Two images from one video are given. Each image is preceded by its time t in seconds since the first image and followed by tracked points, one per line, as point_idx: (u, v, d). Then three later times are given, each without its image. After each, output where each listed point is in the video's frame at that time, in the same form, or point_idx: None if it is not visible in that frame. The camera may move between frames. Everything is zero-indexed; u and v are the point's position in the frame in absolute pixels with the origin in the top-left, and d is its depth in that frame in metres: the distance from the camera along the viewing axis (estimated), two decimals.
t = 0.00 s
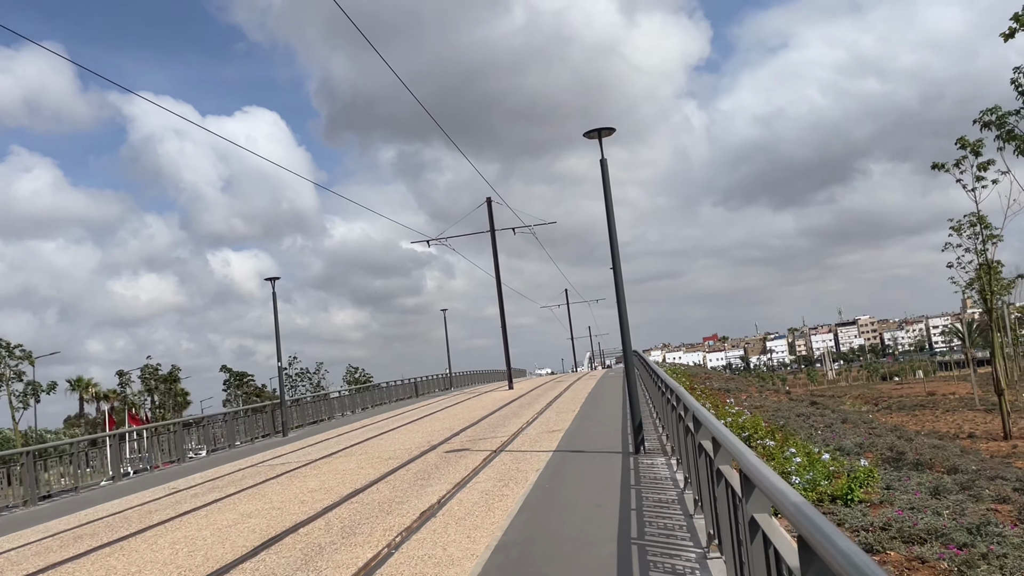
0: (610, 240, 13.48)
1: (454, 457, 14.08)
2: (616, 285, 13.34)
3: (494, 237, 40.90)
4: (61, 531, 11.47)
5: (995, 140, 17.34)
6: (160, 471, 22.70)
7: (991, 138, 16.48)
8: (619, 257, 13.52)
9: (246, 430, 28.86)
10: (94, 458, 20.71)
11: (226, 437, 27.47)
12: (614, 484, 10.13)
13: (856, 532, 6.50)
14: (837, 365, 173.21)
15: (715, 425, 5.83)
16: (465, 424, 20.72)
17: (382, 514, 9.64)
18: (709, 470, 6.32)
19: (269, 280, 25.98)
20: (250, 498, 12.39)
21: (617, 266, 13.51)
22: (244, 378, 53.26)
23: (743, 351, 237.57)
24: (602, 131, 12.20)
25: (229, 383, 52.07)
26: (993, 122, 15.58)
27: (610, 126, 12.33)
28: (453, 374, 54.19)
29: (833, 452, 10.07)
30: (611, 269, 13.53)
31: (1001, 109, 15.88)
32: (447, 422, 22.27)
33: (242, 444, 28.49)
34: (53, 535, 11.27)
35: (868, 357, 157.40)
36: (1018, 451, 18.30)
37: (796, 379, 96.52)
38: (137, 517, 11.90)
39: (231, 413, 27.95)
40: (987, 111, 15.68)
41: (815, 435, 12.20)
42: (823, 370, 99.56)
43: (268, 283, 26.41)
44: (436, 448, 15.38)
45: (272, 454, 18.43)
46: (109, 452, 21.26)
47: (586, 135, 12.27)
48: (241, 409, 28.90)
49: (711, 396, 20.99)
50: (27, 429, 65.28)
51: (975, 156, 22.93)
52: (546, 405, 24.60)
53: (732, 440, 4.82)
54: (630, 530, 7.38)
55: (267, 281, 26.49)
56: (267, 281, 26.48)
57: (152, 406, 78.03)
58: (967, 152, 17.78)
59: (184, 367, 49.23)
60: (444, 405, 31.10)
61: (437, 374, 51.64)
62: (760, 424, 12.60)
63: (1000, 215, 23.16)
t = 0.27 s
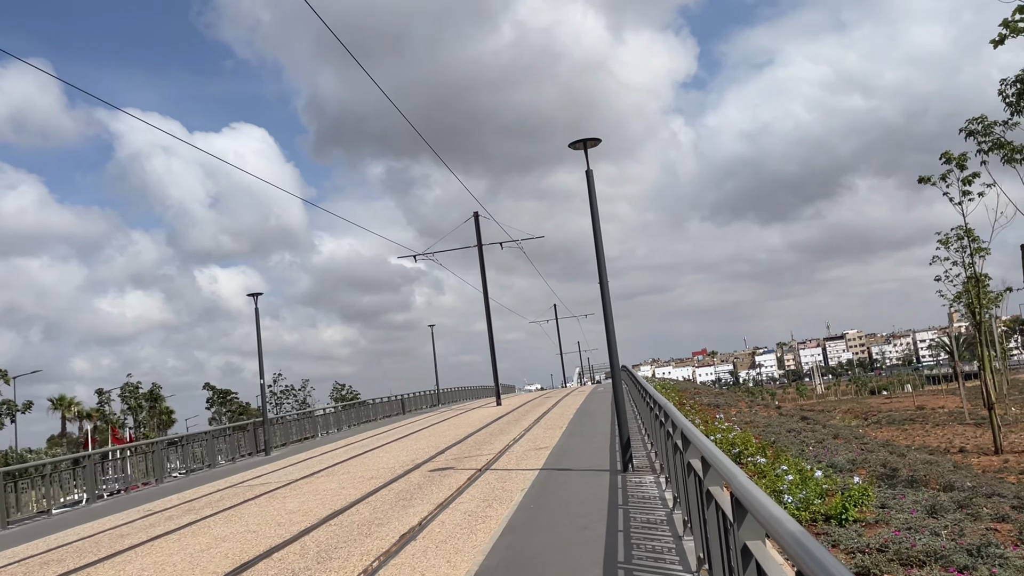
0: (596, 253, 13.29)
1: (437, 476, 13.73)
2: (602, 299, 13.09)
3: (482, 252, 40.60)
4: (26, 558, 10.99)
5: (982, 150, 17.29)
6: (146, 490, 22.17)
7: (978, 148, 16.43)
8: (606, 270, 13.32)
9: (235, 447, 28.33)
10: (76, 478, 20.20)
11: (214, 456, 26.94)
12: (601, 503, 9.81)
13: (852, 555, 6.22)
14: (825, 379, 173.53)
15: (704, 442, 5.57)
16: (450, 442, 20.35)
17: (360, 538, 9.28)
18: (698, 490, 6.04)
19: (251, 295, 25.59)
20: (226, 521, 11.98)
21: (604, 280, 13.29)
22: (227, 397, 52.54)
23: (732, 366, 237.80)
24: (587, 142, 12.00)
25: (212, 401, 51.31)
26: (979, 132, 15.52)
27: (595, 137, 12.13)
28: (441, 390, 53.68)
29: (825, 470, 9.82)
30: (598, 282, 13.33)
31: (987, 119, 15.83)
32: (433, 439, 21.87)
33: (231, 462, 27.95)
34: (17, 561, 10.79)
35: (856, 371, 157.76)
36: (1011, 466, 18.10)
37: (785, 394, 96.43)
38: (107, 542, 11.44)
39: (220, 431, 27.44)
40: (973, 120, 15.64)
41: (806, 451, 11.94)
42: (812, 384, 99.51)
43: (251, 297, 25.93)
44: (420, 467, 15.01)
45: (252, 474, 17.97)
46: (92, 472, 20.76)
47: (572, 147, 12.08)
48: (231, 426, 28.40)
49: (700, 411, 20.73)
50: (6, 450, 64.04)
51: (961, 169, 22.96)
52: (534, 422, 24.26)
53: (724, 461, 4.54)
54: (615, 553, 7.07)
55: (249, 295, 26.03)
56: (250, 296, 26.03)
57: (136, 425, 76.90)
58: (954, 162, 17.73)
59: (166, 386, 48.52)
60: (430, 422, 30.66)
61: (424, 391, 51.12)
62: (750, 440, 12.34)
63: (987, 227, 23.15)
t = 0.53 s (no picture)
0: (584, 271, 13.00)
1: (422, 501, 13.32)
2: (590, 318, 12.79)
3: (472, 270, 40.29)
4: None
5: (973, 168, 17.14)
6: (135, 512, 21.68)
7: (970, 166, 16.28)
8: (593, 288, 13.05)
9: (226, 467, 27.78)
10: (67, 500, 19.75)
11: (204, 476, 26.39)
12: (588, 531, 9.44)
13: None
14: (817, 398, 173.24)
15: (693, 473, 5.23)
16: (437, 464, 19.90)
17: (336, 569, 8.88)
18: (686, 522, 5.69)
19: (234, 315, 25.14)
20: (201, 549, 11.55)
21: (591, 298, 13.00)
22: (211, 417, 51.82)
23: (724, 385, 237.40)
24: (574, 158, 11.76)
25: (198, 421, 50.57)
26: (972, 150, 15.37)
27: (582, 153, 11.90)
28: (431, 410, 53.11)
29: (819, 497, 9.47)
30: (585, 300, 13.07)
31: (979, 137, 15.68)
32: (419, 462, 21.40)
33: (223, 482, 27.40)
34: None
35: (848, 390, 157.54)
36: (1008, 488, 17.79)
37: (778, 413, 96.01)
38: (74, 572, 10.96)
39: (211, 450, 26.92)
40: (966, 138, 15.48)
41: (800, 476, 11.60)
42: (804, 404, 99.16)
43: (236, 316, 25.47)
44: (403, 492, 14.59)
45: (232, 499, 17.47)
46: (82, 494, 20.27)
47: (559, 161, 11.81)
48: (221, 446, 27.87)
49: (692, 432, 20.37)
50: None
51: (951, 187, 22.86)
52: (523, 444, 23.84)
53: (714, 499, 4.22)
54: None
55: (234, 315, 25.57)
56: (235, 314, 25.58)
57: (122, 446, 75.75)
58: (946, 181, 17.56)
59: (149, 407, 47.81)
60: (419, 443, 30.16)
61: (414, 412, 50.54)
62: (743, 464, 11.99)
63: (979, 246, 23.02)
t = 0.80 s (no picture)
0: (581, 285, 12.75)
1: (416, 521, 13.00)
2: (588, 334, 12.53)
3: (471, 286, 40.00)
4: None
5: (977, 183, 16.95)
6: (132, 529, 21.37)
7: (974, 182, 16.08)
8: (591, 302, 12.84)
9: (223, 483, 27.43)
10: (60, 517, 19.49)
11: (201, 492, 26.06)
12: (586, 554, 9.11)
13: None
14: (817, 414, 172.55)
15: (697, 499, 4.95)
16: (434, 482, 19.58)
17: None
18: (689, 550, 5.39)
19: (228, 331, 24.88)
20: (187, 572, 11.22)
21: (589, 313, 12.79)
22: (208, 433, 51.39)
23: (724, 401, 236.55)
24: (571, 170, 11.55)
25: (193, 438, 50.17)
26: (976, 165, 15.17)
27: (579, 165, 11.70)
28: (430, 426, 52.66)
29: (825, 520, 9.14)
30: (583, 315, 12.86)
31: (983, 152, 15.49)
32: (416, 480, 21.06)
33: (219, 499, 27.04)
34: None
35: (849, 406, 156.86)
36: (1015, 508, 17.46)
37: (779, 429, 95.43)
38: None
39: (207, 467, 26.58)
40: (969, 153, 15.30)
41: (804, 496, 11.28)
42: (805, 420, 98.57)
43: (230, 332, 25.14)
44: (398, 512, 14.25)
45: (224, 518, 17.11)
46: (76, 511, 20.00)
47: (556, 174, 11.61)
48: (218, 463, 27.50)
49: (693, 450, 20.05)
50: None
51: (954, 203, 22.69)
52: (522, 461, 23.47)
53: (718, 528, 3.94)
54: None
55: (228, 330, 25.25)
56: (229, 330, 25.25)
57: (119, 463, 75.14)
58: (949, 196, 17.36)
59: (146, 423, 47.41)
60: (416, 460, 29.81)
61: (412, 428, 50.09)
62: (746, 484, 11.67)
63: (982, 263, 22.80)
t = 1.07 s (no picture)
0: (586, 289, 12.46)
1: (416, 532, 12.68)
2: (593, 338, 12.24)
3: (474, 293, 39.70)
4: None
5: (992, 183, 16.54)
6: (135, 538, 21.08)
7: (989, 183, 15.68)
8: (595, 306, 12.56)
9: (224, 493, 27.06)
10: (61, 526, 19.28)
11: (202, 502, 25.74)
12: (593, 566, 8.79)
13: None
14: (824, 423, 171.52)
15: (709, 510, 4.64)
16: (435, 492, 19.21)
17: None
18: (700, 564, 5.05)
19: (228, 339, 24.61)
20: None
21: (593, 316, 12.50)
22: (209, 442, 51.08)
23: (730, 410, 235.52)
24: (575, 170, 11.29)
25: (194, 447, 49.85)
26: (991, 166, 14.81)
27: (584, 165, 11.45)
28: (433, 435, 52.29)
29: (841, 532, 8.79)
30: (587, 320, 12.59)
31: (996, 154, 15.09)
32: (418, 489, 20.71)
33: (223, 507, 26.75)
34: None
35: (856, 416, 155.85)
36: None
37: (785, 439, 94.69)
38: None
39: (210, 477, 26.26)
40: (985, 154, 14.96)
41: (817, 507, 10.93)
42: (811, 430, 97.86)
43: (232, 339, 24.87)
44: (398, 522, 13.91)
45: (221, 528, 16.76)
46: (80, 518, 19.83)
47: (558, 174, 11.35)
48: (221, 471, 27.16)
49: (701, 459, 19.66)
50: None
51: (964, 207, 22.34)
52: (526, 471, 23.10)
53: (733, 539, 3.65)
54: None
55: (230, 337, 25.04)
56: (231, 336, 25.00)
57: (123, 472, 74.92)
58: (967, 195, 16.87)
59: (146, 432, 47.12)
60: (418, 470, 29.42)
61: (415, 437, 49.72)
62: (756, 493, 11.31)
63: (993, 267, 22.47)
